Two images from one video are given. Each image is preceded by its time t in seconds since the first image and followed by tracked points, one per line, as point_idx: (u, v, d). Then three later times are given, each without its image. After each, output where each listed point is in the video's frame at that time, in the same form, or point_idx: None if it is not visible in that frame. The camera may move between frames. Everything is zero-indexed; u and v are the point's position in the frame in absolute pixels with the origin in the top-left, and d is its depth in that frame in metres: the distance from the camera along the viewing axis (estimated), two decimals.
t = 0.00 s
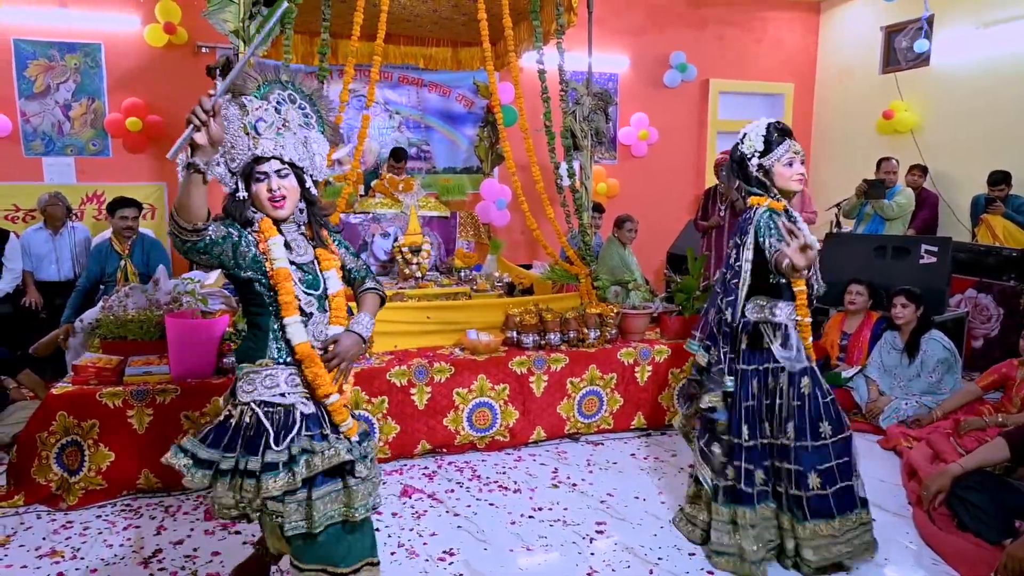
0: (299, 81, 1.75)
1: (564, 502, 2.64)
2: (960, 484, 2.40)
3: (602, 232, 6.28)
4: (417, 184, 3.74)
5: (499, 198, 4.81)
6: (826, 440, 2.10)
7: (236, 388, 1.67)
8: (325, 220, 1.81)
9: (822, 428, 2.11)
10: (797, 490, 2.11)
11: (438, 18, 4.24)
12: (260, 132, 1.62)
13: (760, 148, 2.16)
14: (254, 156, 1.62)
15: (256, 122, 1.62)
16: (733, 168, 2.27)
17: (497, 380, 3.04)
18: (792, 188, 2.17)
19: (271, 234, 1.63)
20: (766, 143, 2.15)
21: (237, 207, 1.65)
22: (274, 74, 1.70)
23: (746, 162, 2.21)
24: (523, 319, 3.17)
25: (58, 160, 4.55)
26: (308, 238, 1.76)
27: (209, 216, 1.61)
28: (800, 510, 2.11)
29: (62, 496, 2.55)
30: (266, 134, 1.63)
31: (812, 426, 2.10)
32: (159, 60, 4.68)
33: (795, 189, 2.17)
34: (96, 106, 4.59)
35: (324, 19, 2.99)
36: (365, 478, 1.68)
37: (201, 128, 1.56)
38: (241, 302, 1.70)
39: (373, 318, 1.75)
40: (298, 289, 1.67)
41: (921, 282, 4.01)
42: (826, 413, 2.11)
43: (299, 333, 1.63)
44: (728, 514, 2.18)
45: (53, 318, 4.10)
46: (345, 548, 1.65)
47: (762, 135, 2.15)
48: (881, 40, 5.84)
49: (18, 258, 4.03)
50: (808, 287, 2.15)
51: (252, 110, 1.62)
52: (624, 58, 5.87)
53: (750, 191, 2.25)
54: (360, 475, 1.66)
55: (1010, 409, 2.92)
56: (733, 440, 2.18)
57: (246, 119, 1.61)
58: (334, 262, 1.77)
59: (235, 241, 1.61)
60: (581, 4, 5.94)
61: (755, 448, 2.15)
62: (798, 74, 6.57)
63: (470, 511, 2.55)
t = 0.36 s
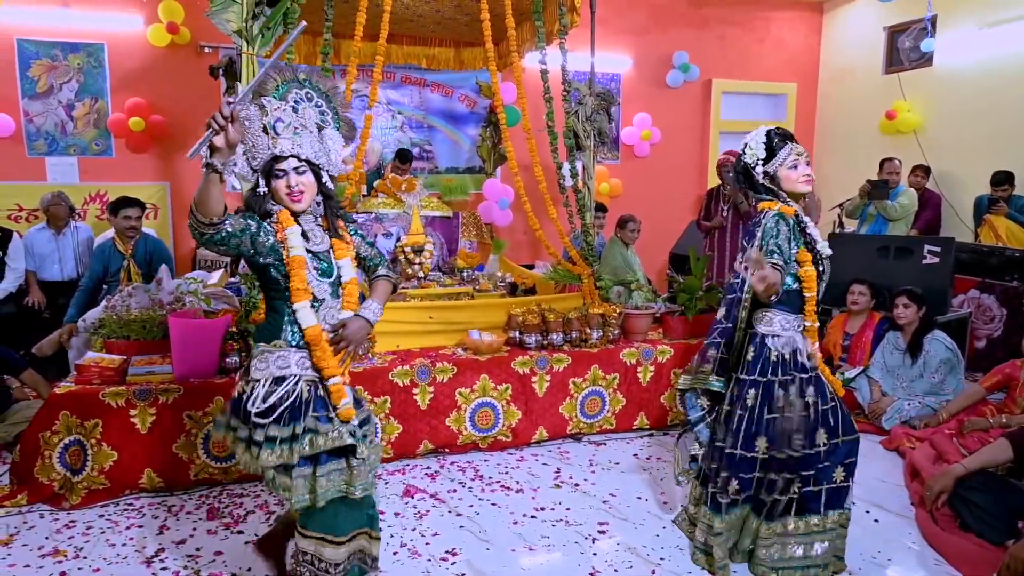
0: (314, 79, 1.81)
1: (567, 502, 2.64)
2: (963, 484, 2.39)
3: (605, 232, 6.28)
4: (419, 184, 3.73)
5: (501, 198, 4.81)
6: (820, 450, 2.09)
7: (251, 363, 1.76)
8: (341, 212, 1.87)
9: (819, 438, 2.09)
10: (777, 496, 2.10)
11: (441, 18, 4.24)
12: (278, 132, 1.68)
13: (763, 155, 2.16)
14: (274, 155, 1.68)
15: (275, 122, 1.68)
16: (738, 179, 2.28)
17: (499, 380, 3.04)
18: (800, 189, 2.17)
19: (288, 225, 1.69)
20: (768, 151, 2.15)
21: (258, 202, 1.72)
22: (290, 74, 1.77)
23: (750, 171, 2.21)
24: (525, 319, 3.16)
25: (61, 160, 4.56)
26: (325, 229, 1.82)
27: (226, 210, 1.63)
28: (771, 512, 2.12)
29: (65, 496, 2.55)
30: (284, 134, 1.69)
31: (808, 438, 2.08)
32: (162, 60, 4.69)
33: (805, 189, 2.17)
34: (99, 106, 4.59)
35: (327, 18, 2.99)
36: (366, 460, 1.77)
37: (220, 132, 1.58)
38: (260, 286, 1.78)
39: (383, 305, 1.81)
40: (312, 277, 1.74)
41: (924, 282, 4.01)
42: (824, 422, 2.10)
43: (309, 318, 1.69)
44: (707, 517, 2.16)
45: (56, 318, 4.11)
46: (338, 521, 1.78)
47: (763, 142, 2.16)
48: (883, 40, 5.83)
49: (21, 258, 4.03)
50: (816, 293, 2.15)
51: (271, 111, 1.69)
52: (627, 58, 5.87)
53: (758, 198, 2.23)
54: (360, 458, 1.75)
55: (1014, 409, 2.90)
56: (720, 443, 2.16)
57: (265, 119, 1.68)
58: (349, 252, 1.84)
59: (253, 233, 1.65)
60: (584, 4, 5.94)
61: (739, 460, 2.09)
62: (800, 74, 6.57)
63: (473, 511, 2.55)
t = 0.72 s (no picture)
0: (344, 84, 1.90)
1: (568, 503, 2.64)
2: (964, 484, 2.39)
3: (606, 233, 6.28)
4: (421, 184, 3.73)
5: (503, 199, 4.80)
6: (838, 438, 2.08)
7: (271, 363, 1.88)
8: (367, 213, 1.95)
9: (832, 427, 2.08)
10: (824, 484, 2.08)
11: (442, 19, 4.24)
12: (303, 134, 1.78)
13: (762, 153, 2.17)
14: (300, 155, 1.78)
15: (301, 125, 1.78)
16: (740, 177, 2.28)
17: (501, 380, 3.04)
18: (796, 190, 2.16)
19: (307, 227, 1.79)
20: (767, 150, 2.16)
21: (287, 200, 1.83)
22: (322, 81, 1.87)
23: (750, 168, 2.21)
24: (527, 319, 3.16)
25: (63, 161, 4.56)
26: (348, 230, 1.90)
27: (247, 214, 1.76)
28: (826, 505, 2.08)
29: (67, 496, 2.55)
30: (308, 136, 1.78)
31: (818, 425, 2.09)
32: (164, 61, 4.69)
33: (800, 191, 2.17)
34: (101, 106, 4.59)
35: (329, 18, 2.99)
36: (349, 458, 1.80)
37: (234, 142, 1.71)
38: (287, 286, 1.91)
39: (384, 317, 1.83)
40: (324, 278, 1.82)
41: (924, 283, 4.01)
42: (836, 413, 2.09)
43: (315, 319, 1.79)
44: (726, 491, 2.17)
45: (58, 319, 4.11)
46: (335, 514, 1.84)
47: (763, 141, 2.16)
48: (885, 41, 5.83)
49: (23, 259, 4.03)
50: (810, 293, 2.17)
51: (298, 115, 1.79)
52: (628, 59, 5.87)
53: (756, 197, 2.25)
54: (340, 456, 1.78)
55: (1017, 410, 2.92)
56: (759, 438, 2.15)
57: (293, 123, 1.79)
58: (367, 254, 1.89)
59: (275, 233, 1.78)
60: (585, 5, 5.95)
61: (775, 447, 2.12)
62: (802, 75, 6.57)
63: (474, 512, 2.55)
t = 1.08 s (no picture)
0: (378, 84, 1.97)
1: (569, 504, 2.63)
2: (964, 486, 2.38)
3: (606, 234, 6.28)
4: (422, 185, 3.73)
5: (503, 200, 4.80)
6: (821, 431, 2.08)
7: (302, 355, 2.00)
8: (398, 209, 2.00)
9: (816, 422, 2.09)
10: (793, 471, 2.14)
11: (443, 20, 4.24)
12: (332, 131, 1.86)
13: (761, 151, 2.17)
14: (330, 151, 1.86)
15: (332, 123, 1.87)
16: (744, 170, 2.30)
17: (501, 382, 3.03)
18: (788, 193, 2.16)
19: (331, 223, 1.87)
20: (767, 147, 2.17)
21: (320, 194, 1.92)
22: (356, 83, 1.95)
23: (751, 163, 2.23)
24: (527, 321, 3.16)
25: (63, 161, 4.56)
26: (376, 225, 1.94)
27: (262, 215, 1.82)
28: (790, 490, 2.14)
29: (67, 497, 2.55)
30: (337, 133, 1.85)
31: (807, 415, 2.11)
32: (165, 62, 4.69)
33: (794, 194, 2.16)
34: (101, 107, 4.59)
35: (329, 19, 2.98)
36: (346, 449, 1.85)
37: (237, 150, 1.71)
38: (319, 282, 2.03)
39: (406, 313, 1.89)
40: (345, 273, 1.89)
41: (924, 285, 3.99)
42: (821, 403, 2.09)
43: (337, 313, 1.85)
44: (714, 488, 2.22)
45: (58, 320, 4.11)
46: (346, 504, 1.90)
47: (764, 138, 2.17)
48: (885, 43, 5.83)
49: (23, 259, 4.03)
50: (800, 288, 2.17)
51: (329, 114, 1.88)
52: (629, 60, 5.87)
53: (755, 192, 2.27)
54: (338, 447, 1.84)
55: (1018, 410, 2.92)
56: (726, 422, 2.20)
57: (325, 121, 1.88)
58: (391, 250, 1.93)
59: (301, 231, 1.88)
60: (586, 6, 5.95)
61: (745, 430, 2.18)
62: (802, 77, 6.57)
63: (474, 513, 2.55)
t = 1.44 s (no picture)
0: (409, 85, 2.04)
1: (569, 505, 2.63)
2: (963, 486, 2.38)
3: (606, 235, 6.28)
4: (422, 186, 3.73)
5: (503, 201, 4.80)
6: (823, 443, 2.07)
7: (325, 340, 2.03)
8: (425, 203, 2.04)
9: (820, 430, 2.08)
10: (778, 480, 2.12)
11: (442, 21, 4.24)
12: (360, 127, 1.92)
13: (761, 151, 2.17)
14: (359, 147, 1.92)
15: (360, 119, 1.93)
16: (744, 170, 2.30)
17: (501, 382, 3.03)
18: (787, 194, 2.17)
19: (355, 220, 1.94)
20: (766, 148, 2.17)
21: (351, 191, 1.99)
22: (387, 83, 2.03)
23: (750, 164, 2.23)
24: (527, 321, 3.15)
25: (61, 162, 4.55)
26: (402, 218, 2.01)
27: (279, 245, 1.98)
28: (771, 499, 2.13)
29: (65, 499, 2.54)
30: (365, 130, 1.92)
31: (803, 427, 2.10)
32: (164, 62, 4.68)
33: (792, 194, 2.16)
34: (100, 107, 4.58)
35: (329, 19, 2.97)
36: (351, 439, 1.89)
37: (223, 199, 1.91)
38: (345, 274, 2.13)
39: (387, 294, 1.85)
40: (366, 267, 1.95)
41: (924, 286, 3.98)
42: (824, 414, 2.08)
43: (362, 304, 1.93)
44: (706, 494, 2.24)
45: (56, 321, 4.10)
46: (347, 496, 1.92)
47: (763, 138, 2.16)
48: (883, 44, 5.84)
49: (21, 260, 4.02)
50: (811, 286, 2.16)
51: (359, 111, 1.94)
52: (628, 62, 5.88)
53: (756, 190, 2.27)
54: (343, 435, 1.88)
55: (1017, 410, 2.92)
56: (727, 432, 2.21)
57: (354, 118, 1.94)
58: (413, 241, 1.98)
59: (330, 238, 1.99)
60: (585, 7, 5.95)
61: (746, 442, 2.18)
62: (800, 78, 6.58)
63: (474, 514, 2.55)
